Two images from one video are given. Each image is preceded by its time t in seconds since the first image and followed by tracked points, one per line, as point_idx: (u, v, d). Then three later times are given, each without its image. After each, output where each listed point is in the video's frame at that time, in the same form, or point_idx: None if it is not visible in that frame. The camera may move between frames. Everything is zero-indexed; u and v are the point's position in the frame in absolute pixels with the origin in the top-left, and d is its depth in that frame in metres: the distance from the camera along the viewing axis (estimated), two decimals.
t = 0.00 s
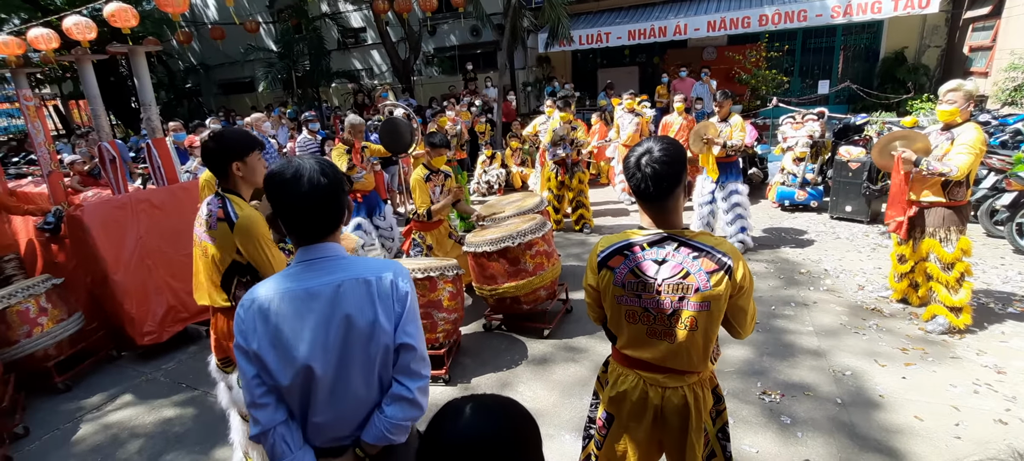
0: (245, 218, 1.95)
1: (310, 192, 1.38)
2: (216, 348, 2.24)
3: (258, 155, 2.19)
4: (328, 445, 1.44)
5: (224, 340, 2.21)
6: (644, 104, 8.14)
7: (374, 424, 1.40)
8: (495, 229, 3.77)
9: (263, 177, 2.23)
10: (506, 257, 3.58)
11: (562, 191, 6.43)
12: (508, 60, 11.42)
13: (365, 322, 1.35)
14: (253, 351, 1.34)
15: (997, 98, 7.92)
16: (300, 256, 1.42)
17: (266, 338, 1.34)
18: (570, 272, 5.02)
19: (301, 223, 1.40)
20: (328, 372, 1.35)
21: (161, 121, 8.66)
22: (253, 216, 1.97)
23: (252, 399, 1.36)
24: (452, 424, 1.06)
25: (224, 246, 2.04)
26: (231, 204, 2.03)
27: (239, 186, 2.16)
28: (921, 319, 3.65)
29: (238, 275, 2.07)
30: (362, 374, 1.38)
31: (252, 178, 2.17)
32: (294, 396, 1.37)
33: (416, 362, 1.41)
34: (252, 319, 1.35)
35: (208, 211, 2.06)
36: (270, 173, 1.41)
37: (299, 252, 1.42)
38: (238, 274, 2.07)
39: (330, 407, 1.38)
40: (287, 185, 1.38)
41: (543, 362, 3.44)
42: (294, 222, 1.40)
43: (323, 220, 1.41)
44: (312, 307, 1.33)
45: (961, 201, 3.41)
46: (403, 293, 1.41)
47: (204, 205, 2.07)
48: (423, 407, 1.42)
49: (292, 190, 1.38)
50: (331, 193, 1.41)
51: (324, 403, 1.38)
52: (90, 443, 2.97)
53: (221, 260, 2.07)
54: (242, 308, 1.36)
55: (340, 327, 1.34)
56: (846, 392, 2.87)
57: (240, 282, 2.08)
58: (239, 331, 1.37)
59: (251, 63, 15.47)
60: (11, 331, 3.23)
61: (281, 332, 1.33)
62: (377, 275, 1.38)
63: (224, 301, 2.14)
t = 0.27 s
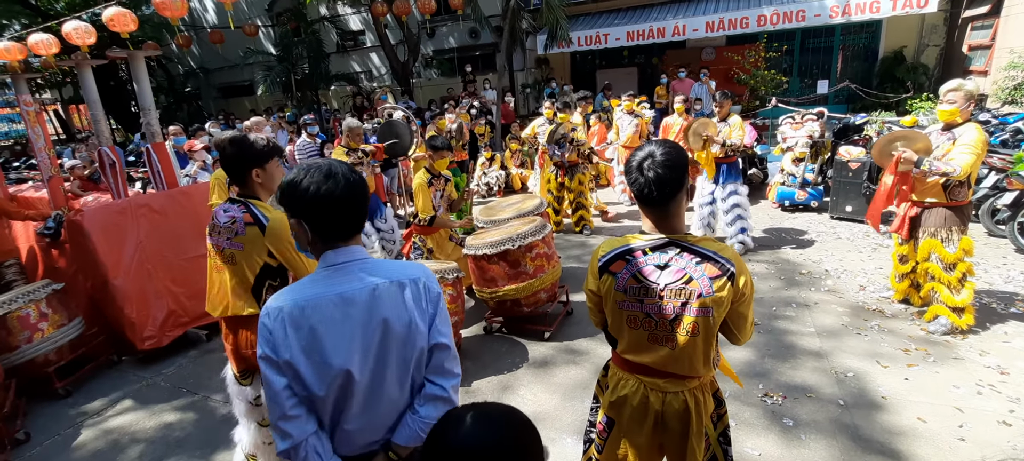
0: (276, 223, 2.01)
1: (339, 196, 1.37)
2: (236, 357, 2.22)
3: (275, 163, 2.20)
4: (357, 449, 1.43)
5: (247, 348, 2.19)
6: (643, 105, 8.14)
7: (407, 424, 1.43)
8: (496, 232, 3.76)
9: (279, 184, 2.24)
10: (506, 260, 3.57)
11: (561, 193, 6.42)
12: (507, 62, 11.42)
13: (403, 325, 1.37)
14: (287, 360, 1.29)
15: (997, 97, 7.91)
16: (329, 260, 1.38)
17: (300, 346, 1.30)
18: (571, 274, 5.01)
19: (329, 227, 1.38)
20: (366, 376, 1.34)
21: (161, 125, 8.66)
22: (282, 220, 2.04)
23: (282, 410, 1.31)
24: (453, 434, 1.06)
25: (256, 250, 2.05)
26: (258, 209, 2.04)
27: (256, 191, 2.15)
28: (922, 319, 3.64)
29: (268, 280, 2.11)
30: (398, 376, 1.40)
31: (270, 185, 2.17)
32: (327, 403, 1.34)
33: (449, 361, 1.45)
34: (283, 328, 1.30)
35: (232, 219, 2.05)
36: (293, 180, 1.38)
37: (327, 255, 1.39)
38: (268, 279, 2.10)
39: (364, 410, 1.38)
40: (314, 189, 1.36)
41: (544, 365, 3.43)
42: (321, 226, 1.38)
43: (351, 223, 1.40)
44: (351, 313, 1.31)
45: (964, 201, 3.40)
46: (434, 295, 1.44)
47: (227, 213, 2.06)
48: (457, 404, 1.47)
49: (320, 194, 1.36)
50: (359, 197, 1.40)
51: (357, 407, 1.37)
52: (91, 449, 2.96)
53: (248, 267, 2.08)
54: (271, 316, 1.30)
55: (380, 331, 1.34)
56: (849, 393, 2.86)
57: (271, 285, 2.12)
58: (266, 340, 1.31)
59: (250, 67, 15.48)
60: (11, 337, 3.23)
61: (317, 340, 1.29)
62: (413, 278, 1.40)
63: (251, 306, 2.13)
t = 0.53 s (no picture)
0: (272, 231, 2.03)
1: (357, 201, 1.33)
2: (231, 368, 2.21)
3: (275, 176, 2.20)
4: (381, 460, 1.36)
5: (241, 359, 2.18)
6: (641, 105, 8.15)
7: (430, 428, 1.40)
8: (495, 234, 3.75)
9: (275, 198, 2.23)
10: (506, 263, 3.56)
11: (560, 194, 6.42)
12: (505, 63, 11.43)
13: (428, 327, 1.34)
14: (318, 372, 1.21)
15: (994, 94, 7.92)
16: (350, 265, 1.31)
17: (331, 356, 1.22)
18: (570, 275, 5.00)
19: (345, 235, 1.32)
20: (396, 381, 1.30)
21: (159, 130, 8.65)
22: (279, 229, 2.05)
23: (311, 427, 1.21)
24: (451, 446, 1.04)
25: (252, 261, 2.05)
26: (252, 218, 2.05)
27: (252, 203, 2.14)
28: (923, 318, 3.63)
29: (263, 291, 2.12)
30: (424, 380, 1.36)
31: (270, 198, 2.18)
32: (356, 413, 1.26)
33: (469, 361, 1.45)
34: (312, 338, 1.21)
35: (229, 229, 2.07)
36: (306, 191, 1.32)
37: (347, 260, 1.32)
38: (263, 289, 2.11)
39: (391, 419, 1.32)
40: (329, 195, 1.31)
41: (544, 367, 3.42)
42: (336, 234, 1.32)
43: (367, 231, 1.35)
44: (382, 319, 1.26)
45: (963, 200, 3.39)
46: (454, 295, 1.43)
47: (224, 223, 2.07)
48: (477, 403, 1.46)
49: (338, 200, 1.31)
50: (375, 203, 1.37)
51: (385, 416, 1.32)
52: (91, 456, 2.94)
53: (242, 277, 2.07)
54: (297, 327, 1.21)
55: (408, 335, 1.30)
56: (850, 394, 2.85)
57: (266, 296, 2.13)
58: (292, 353, 1.21)
59: (248, 70, 15.48)
60: (12, 344, 3.21)
61: (351, 348, 1.23)
62: (434, 279, 1.38)
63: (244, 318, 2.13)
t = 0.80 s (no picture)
0: (235, 244, 2.00)
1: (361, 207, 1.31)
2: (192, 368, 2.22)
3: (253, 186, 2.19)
4: None
5: (198, 362, 2.17)
6: (634, 104, 8.16)
7: (436, 431, 1.39)
8: (489, 235, 3.74)
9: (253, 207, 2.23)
10: (500, 264, 3.55)
11: (553, 194, 6.41)
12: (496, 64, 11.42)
13: (433, 330, 1.35)
14: (325, 381, 1.18)
15: (982, 90, 7.98)
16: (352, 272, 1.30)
17: (339, 364, 1.20)
18: (564, 275, 5.01)
19: (348, 240, 1.31)
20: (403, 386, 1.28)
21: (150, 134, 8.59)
22: (245, 243, 2.02)
23: (320, 439, 1.18)
24: (451, 454, 1.02)
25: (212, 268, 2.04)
26: (221, 228, 2.03)
27: (229, 211, 2.14)
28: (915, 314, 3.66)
29: (222, 299, 2.10)
30: (430, 383, 1.36)
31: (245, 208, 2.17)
32: (366, 421, 1.24)
33: (472, 363, 1.45)
34: (318, 346, 1.18)
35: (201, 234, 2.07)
36: (308, 195, 1.29)
37: (349, 266, 1.30)
38: (221, 298, 2.10)
39: (399, 426, 1.30)
40: (330, 201, 1.28)
41: (539, 369, 3.41)
42: (339, 239, 1.30)
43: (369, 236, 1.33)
44: (390, 323, 1.25)
45: (953, 196, 3.42)
46: (455, 298, 1.44)
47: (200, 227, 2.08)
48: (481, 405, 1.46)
49: (343, 206, 1.29)
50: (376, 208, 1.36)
51: (394, 423, 1.30)
52: None
53: (206, 283, 2.07)
54: (302, 336, 1.18)
55: (415, 338, 1.30)
56: (844, 390, 2.86)
57: (225, 305, 2.11)
58: (299, 363, 1.18)
59: (239, 72, 15.39)
60: (4, 352, 3.18)
61: (359, 354, 1.21)
62: (436, 282, 1.38)
63: (202, 322, 2.12)
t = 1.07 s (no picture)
0: (242, 248, 2.00)
1: (368, 209, 1.31)
2: (196, 374, 2.22)
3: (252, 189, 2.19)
4: None
5: (202, 368, 2.17)
6: (630, 103, 8.17)
7: (435, 437, 1.38)
8: (487, 236, 3.75)
9: (257, 211, 2.23)
10: (499, 264, 3.56)
11: (550, 193, 6.42)
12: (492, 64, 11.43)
13: (431, 334, 1.35)
14: (320, 386, 1.18)
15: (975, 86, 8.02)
16: (349, 275, 1.30)
17: (334, 369, 1.20)
18: (562, 275, 5.01)
19: (351, 242, 1.30)
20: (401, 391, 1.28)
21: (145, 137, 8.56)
22: (252, 246, 2.03)
23: (315, 444, 1.18)
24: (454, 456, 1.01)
25: (217, 273, 2.04)
26: (226, 232, 2.02)
27: (234, 216, 2.14)
28: (912, 310, 3.68)
29: (228, 304, 2.10)
30: (429, 388, 1.35)
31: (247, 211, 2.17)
32: (362, 427, 1.24)
33: (472, 368, 1.45)
34: (314, 350, 1.19)
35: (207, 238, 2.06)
36: (314, 192, 1.29)
37: (347, 270, 1.30)
38: (227, 302, 2.10)
39: (397, 432, 1.30)
40: (337, 201, 1.28)
41: (539, 369, 3.42)
42: (343, 240, 1.29)
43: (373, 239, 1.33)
44: (387, 327, 1.25)
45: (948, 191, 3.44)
46: (455, 301, 1.44)
47: (205, 233, 2.07)
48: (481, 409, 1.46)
49: (350, 207, 1.28)
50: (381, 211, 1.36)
51: (392, 429, 1.29)
52: None
53: (211, 287, 2.07)
54: (297, 340, 1.18)
55: (413, 343, 1.30)
56: (842, 387, 2.88)
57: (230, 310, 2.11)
58: (294, 368, 1.18)
59: (234, 75, 15.36)
60: None
61: (355, 359, 1.21)
62: (435, 286, 1.38)
63: (207, 327, 2.12)
